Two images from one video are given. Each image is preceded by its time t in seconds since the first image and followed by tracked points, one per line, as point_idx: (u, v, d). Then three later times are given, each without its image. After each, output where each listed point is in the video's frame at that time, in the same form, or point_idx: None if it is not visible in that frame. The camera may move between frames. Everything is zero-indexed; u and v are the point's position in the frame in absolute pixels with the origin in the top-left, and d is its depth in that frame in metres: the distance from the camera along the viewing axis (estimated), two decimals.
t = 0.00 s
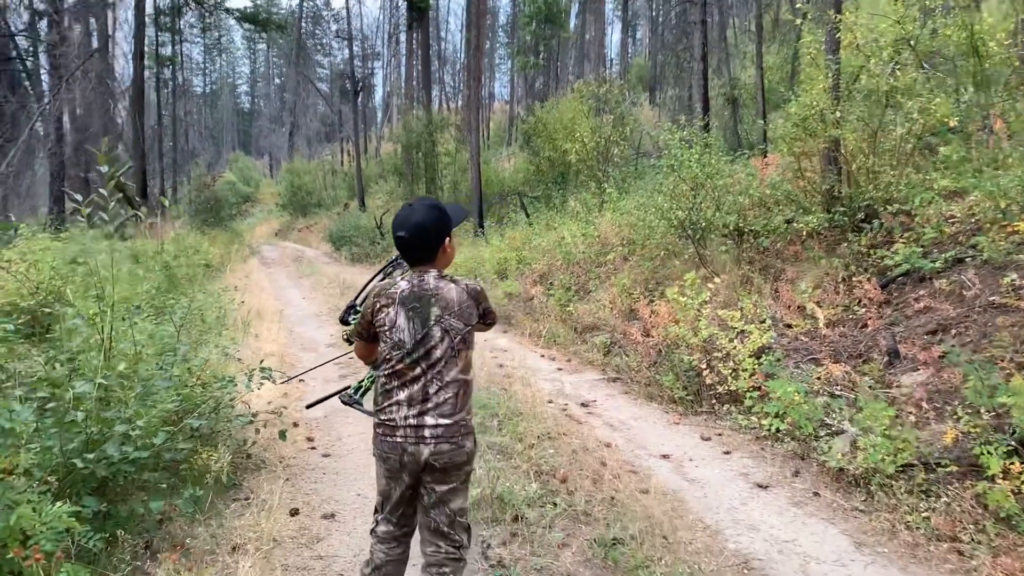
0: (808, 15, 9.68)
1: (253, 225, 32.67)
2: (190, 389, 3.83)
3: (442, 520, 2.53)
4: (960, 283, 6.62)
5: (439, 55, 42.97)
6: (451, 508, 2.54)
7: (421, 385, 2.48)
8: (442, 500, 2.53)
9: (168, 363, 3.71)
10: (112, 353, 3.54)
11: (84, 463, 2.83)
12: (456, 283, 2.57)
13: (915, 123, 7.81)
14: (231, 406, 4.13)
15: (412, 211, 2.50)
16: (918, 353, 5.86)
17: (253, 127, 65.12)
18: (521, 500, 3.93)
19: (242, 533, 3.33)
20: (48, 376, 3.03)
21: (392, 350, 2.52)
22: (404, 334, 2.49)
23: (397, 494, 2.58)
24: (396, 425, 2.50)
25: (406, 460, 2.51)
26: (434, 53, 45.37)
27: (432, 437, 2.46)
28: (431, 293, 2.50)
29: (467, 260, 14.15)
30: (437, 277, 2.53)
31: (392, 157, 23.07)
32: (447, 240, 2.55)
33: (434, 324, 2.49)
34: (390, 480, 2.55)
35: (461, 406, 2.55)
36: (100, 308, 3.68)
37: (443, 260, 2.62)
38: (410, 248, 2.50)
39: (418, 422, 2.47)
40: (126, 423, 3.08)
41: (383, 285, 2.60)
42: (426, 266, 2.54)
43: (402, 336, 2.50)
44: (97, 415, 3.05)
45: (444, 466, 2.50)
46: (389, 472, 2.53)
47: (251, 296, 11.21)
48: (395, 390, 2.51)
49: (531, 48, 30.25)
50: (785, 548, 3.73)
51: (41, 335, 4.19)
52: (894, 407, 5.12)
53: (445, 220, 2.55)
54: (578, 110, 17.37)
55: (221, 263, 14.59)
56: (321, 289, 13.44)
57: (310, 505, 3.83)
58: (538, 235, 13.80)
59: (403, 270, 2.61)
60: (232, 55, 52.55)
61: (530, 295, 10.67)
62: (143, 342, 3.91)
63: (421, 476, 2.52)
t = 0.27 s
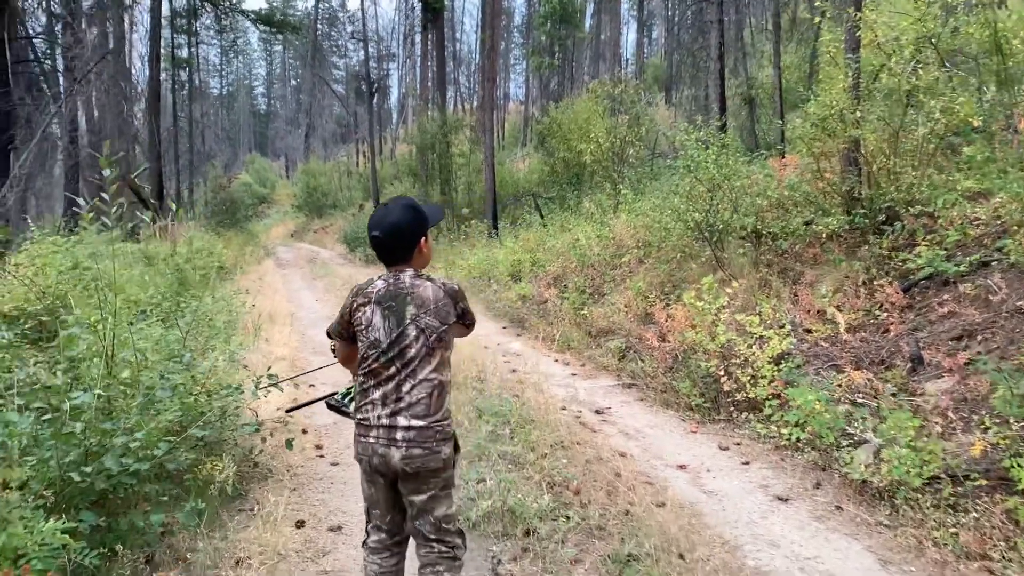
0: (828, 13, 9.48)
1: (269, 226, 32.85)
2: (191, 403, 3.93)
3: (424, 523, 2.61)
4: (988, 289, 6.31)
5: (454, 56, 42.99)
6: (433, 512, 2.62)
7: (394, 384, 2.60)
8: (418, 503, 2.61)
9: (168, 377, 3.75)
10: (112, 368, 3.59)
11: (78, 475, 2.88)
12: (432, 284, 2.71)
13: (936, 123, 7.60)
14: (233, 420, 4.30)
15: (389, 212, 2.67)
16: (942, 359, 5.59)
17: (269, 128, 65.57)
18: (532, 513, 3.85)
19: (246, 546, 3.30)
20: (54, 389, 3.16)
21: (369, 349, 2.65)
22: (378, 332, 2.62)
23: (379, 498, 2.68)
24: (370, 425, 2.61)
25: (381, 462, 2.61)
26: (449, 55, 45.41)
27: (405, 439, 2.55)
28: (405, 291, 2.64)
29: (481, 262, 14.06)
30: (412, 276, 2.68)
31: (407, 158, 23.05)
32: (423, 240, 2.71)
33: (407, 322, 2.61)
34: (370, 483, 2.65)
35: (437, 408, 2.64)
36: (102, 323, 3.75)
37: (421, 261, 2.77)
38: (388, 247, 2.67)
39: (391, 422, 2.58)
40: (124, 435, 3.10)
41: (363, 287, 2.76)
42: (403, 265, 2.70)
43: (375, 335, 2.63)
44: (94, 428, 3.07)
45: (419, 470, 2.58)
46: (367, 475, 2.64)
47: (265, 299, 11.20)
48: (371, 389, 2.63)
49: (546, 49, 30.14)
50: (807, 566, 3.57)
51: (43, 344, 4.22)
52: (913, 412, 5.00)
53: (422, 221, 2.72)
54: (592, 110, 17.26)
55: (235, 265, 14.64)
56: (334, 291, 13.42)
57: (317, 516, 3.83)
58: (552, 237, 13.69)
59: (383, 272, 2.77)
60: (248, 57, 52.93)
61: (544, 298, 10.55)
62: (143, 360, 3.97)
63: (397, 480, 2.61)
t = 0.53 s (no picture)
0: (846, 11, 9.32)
1: (283, 226, 33.02)
2: (197, 410, 3.99)
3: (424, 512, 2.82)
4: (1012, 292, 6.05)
5: (468, 56, 42.97)
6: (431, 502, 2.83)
7: (390, 386, 2.71)
8: (419, 496, 2.79)
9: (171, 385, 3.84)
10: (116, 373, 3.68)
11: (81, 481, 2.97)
12: (421, 284, 2.82)
13: (957, 123, 7.39)
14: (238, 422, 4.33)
15: (378, 213, 2.75)
16: (964, 364, 5.36)
17: (285, 129, 65.98)
18: (544, 521, 3.80)
19: (251, 553, 3.44)
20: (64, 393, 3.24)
21: (363, 352, 2.75)
22: (371, 335, 2.72)
23: (378, 499, 2.80)
24: (368, 427, 2.72)
25: (379, 464, 2.73)
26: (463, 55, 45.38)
27: (404, 441, 2.68)
28: (397, 293, 2.74)
29: (494, 263, 14.02)
30: (403, 276, 2.79)
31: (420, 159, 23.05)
32: (412, 240, 2.81)
33: (399, 324, 2.72)
34: (370, 486, 2.76)
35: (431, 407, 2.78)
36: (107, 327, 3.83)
37: (411, 261, 2.87)
38: (377, 247, 2.76)
39: (390, 424, 2.70)
40: (126, 440, 3.19)
41: (354, 286, 2.86)
42: (393, 265, 2.80)
43: (369, 337, 2.74)
44: (97, 434, 3.16)
45: (418, 468, 2.73)
46: (365, 477, 2.76)
47: (278, 299, 11.22)
48: (367, 392, 2.73)
49: (561, 49, 30.03)
50: None
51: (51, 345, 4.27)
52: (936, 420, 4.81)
53: (412, 221, 2.82)
54: (606, 110, 17.16)
55: (249, 266, 14.72)
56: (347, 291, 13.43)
57: (323, 521, 3.97)
58: (566, 238, 13.62)
59: (372, 272, 2.86)
60: (263, 57, 53.24)
61: (557, 299, 10.48)
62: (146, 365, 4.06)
63: (397, 480, 2.74)
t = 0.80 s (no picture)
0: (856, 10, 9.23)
1: (289, 225, 33.02)
2: (195, 412, 3.93)
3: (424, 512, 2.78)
4: None
5: (473, 56, 42.94)
6: (430, 503, 2.78)
7: (392, 388, 2.65)
8: (420, 498, 2.74)
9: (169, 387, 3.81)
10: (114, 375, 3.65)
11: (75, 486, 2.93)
12: (419, 284, 2.76)
13: (969, 123, 7.28)
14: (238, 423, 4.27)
15: (375, 213, 2.70)
16: (977, 367, 5.23)
17: (291, 128, 66.06)
18: (549, 526, 3.73)
19: (251, 557, 3.40)
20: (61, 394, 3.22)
21: (361, 354, 2.68)
22: (369, 336, 2.66)
23: (379, 505, 2.72)
24: (370, 430, 2.65)
25: (382, 468, 2.66)
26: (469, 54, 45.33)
27: (407, 443, 2.62)
28: (395, 294, 2.68)
29: (499, 263, 13.95)
30: (400, 277, 2.73)
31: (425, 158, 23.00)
32: (410, 241, 2.76)
33: (397, 325, 2.66)
34: (371, 490, 2.69)
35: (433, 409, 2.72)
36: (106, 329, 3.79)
37: (408, 262, 2.81)
38: (375, 247, 2.72)
39: (392, 427, 2.63)
40: (123, 443, 3.16)
41: (352, 287, 2.81)
42: (390, 265, 2.75)
43: (367, 338, 2.67)
44: (94, 436, 3.14)
45: (420, 470, 2.67)
46: (367, 480, 2.68)
47: (282, 299, 11.17)
48: (367, 394, 2.66)
49: (567, 48, 29.94)
50: None
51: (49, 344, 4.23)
52: (950, 426, 4.68)
53: (410, 221, 2.77)
54: (613, 110, 17.10)
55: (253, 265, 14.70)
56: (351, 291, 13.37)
57: (324, 526, 3.95)
58: (572, 238, 13.54)
59: (369, 273, 2.81)
60: (269, 56, 53.30)
61: (562, 300, 10.39)
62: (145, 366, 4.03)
63: (399, 483, 2.68)
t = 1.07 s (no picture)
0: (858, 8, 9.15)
1: (285, 227, 32.85)
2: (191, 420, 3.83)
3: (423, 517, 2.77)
4: None
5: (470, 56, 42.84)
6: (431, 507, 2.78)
7: (398, 392, 2.64)
8: (423, 502, 2.73)
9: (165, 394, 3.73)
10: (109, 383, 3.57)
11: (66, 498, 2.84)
12: (426, 288, 2.75)
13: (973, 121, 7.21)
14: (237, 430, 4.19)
15: (383, 217, 2.70)
16: (989, 369, 5.14)
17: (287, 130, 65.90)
18: (557, 536, 3.64)
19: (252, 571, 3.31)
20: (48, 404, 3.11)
21: (367, 357, 2.68)
22: (376, 339, 2.66)
23: (383, 507, 2.71)
24: (376, 433, 2.65)
25: (388, 471, 2.65)
26: (466, 55, 45.23)
27: (413, 446, 2.62)
28: (401, 297, 2.68)
29: (498, 264, 13.84)
30: (407, 281, 2.72)
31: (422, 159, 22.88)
32: (416, 245, 2.75)
33: (403, 329, 2.65)
34: (376, 492, 2.68)
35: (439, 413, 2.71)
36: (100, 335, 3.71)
37: (415, 265, 2.80)
38: (381, 250, 2.70)
39: (400, 430, 2.62)
40: (117, 454, 3.08)
41: (359, 291, 2.81)
42: (397, 269, 2.74)
43: (374, 342, 2.67)
44: (87, 446, 3.06)
45: (426, 473, 2.66)
46: (373, 482, 2.67)
47: (279, 301, 11.05)
48: (374, 397, 2.66)
49: (564, 48, 29.85)
50: None
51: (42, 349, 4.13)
52: (963, 429, 4.58)
53: (416, 224, 2.76)
54: (611, 110, 17.01)
55: (249, 267, 14.57)
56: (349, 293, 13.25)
57: (326, 536, 3.87)
58: (571, 238, 13.44)
59: (376, 277, 2.81)
60: (265, 58, 53.10)
61: (563, 301, 10.28)
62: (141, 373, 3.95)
63: (405, 486, 2.66)
